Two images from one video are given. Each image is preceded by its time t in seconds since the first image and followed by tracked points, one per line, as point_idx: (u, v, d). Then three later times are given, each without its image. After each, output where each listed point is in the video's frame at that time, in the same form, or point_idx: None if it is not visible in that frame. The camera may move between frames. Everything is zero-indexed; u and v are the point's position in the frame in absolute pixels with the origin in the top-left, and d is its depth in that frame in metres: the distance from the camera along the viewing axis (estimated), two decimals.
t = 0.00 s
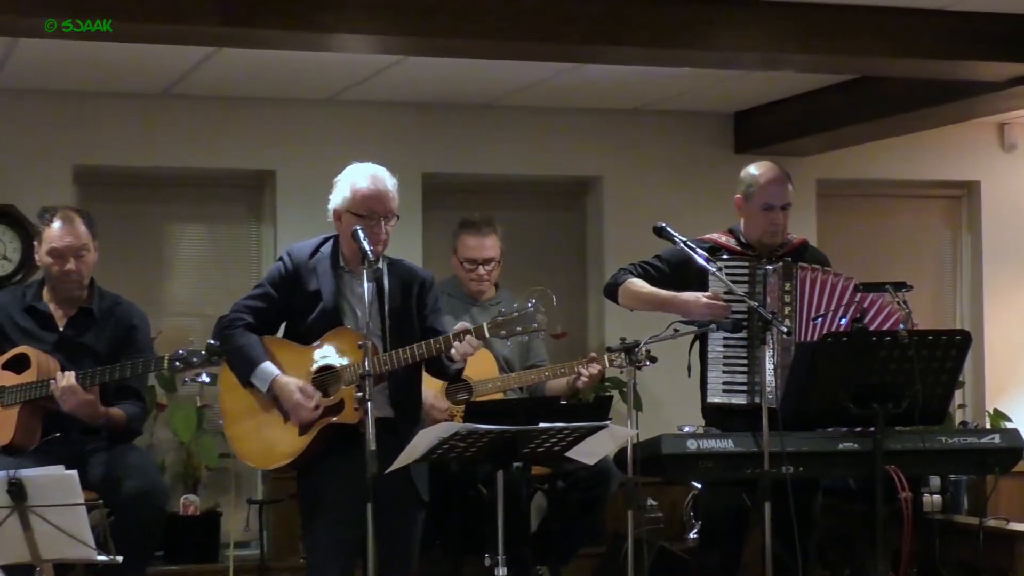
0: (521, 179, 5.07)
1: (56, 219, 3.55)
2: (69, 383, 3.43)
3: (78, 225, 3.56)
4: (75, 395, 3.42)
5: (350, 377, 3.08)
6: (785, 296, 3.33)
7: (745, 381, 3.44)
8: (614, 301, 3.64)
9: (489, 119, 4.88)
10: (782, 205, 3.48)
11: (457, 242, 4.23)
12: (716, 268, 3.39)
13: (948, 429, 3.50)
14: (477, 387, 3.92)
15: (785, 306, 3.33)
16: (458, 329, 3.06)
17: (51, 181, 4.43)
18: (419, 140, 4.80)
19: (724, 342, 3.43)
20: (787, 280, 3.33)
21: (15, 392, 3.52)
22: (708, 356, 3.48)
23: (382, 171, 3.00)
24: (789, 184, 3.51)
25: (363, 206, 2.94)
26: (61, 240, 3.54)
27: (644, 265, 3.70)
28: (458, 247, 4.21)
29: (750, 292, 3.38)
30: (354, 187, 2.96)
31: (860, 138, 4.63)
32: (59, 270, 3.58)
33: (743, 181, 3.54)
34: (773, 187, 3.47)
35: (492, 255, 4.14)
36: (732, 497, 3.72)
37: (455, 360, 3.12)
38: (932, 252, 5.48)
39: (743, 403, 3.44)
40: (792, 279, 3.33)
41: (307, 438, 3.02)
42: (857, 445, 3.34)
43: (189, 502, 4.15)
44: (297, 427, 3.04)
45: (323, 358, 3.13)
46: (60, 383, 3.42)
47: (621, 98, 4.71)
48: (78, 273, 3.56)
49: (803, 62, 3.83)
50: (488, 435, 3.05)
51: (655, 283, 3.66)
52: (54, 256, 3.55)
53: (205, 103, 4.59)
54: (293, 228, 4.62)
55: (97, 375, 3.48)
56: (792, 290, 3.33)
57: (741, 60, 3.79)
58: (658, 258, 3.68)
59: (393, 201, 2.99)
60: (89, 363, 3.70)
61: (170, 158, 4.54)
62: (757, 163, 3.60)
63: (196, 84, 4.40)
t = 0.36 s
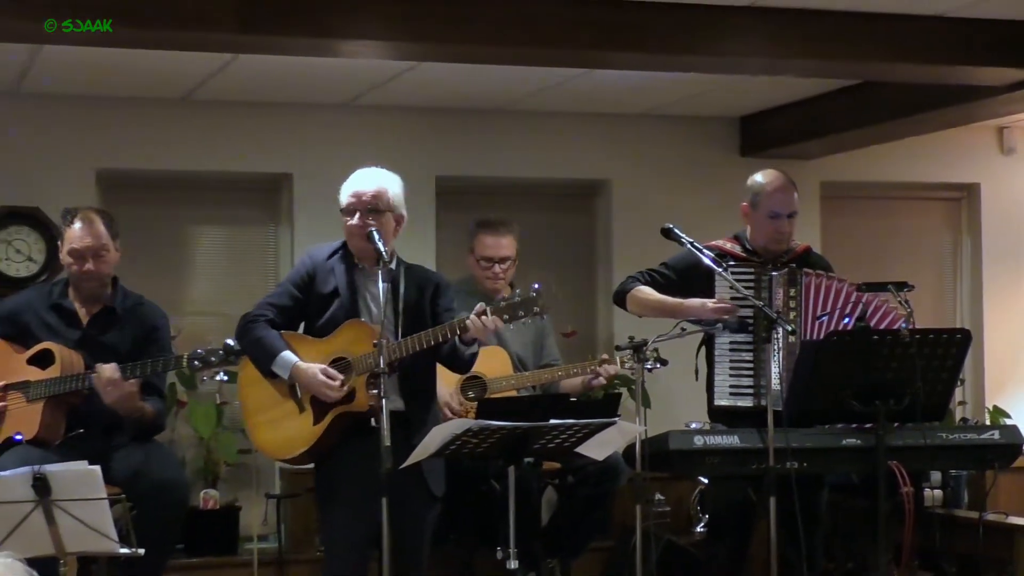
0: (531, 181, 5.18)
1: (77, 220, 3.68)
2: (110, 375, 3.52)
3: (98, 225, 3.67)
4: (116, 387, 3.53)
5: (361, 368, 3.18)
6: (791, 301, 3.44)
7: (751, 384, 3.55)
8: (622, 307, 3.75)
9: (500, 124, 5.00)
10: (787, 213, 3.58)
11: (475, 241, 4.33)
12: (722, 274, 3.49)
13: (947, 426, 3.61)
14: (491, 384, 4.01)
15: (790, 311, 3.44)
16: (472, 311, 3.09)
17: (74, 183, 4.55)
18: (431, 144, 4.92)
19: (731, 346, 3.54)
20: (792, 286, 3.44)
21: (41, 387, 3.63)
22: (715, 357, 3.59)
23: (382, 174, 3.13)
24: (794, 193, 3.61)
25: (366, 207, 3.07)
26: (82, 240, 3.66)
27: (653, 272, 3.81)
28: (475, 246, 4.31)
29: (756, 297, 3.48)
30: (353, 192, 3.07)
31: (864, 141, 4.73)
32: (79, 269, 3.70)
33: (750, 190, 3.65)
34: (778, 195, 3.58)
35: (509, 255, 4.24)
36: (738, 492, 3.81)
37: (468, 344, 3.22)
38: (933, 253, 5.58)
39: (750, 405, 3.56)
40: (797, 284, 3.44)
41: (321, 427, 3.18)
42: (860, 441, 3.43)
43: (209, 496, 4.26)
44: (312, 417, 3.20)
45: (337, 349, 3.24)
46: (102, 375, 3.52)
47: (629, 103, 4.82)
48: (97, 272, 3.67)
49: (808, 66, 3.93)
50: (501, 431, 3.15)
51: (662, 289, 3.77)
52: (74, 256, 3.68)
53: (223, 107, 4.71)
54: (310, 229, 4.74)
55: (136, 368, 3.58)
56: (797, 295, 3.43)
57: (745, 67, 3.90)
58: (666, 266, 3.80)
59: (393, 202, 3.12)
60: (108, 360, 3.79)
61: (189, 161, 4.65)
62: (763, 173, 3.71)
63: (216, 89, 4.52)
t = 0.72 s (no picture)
0: (545, 184, 5.30)
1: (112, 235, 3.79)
2: (155, 373, 3.62)
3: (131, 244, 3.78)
4: (160, 386, 3.62)
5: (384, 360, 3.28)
6: (800, 300, 3.54)
7: (761, 381, 3.66)
8: (636, 307, 3.86)
9: (514, 128, 5.12)
10: (796, 213, 3.68)
11: (499, 243, 4.44)
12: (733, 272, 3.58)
13: (954, 422, 3.73)
14: (510, 380, 4.09)
15: (799, 309, 3.54)
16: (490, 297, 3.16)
17: (102, 187, 4.68)
18: (447, 147, 5.04)
19: (742, 344, 3.64)
20: (801, 285, 3.54)
21: (72, 386, 3.76)
22: (726, 354, 3.69)
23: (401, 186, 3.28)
24: (802, 193, 3.71)
25: (387, 220, 3.23)
26: (114, 260, 3.78)
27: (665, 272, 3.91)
28: (499, 248, 4.42)
29: (766, 296, 3.57)
30: (371, 208, 3.24)
31: (872, 144, 4.83)
32: (112, 285, 3.84)
33: (760, 190, 3.75)
34: (788, 195, 3.68)
35: (532, 257, 4.36)
36: (748, 487, 3.92)
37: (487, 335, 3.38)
38: (939, 254, 5.68)
39: (760, 401, 3.66)
40: (806, 283, 3.54)
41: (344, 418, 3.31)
42: (869, 437, 3.55)
43: (234, 491, 4.40)
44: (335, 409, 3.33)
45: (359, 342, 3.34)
46: (149, 374, 3.61)
47: (641, 107, 4.93)
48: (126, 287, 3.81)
49: (817, 71, 4.04)
50: (519, 427, 3.27)
51: (675, 289, 3.87)
52: (107, 274, 3.81)
53: (245, 112, 4.84)
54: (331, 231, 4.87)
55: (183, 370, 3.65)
56: (806, 294, 3.54)
57: (754, 72, 4.01)
58: (677, 266, 3.90)
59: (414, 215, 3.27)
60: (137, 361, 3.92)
61: (213, 164, 4.78)
62: (772, 173, 3.79)
63: (239, 95, 4.64)
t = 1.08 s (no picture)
0: (560, 187, 5.42)
1: (142, 242, 3.89)
2: (181, 378, 3.70)
3: (160, 250, 3.89)
4: (184, 393, 3.69)
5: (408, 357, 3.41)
6: (808, 296, 3.65)
7: (771, 376, 3.78)
8: (648, 307, 3.97)
9: (528, 132, 5.25)
10: (802, 211, 3.80)
11: (517, 244, 4.56)
12: (743, 270, 3.70)
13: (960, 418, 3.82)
14: (527, 377, 4.22)
15: (808, 306, 3.65)
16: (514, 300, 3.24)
17: (130, 190, 4.83)
18: (463, 151, 5.18)
19: (752, 340, 3.76)
20: (809, 282, 3.64)
21: (103, 385, 3.87)
22: (737, 351, 3.81)
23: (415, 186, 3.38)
24: (807, 192, 3.83)
25: (402, 218, 3.32)
26: (143, 266, 3.91)
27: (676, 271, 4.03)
28: (518, 249, 4.53)
29: (775, 293, 3.68)
30: (387, 209, 3.35)
31: (880, 147, 4.93)
32: (144, 290, 3.97)
33: (765, 190, 3.87)
34: (794, 193, 3.80)
35: (549, 258, 4.47)
36: (759, 482, 4.02)
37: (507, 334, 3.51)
38: (946, 254, 5.77)
39: (770, 397, 3.77)
40: (814, 281, 3.64)
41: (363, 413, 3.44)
42: (876, 433, 3.65)
43: (257, 486, 4.53)
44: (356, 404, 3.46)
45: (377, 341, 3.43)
46: (175, 379, 3.69)
47: (653, 112, 5.04)
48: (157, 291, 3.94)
49: (824, 76, 4.16)
50: (534, 423, 3.36)
51: (685, 289, 3.98)
52: (138, 279, 3.94)
53: (267, 117, 4.98)
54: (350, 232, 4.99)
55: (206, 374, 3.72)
56: (814, 291, 3.65)
57: (763, 77, 4.12)
58: (688, 266, 4.01)
59: (429, 211, 3.36)
60: (169, 360, 4.05)
61: (237, 168, 4.94)
62: (777, 174, 3.91)
63: (262, 100, 4.78)
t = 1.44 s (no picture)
0: (564, 190, 5.55)
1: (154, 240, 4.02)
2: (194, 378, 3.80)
3: (171, 247, 4.02)
4: (198, 392, 3.80)
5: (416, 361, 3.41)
6: (805, 293, 3.77)
7: (769, 372, 3.90)
8: (648, 307, 4.09)
9: (532, 135, 5.38)
10: (796, 210, 3.92)
11: (523, 244, 4.68)
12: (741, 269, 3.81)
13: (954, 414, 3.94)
14: (532, 374, 4.33)
15: (805, 303, 3.77)
16: (528, 315, 3.29)
17: (144, 192, 4.96)
18: (469, 154, 5.30)
19: (750, 337, 3.89)
20: (806, 279, 3.77)
21: (118, 381, 3.99)
22: (736, 349, 3.94)
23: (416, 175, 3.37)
24: (801, 191, 3.93)
25: (401, 206, 3.33)
26: (155, 262, 4.03)
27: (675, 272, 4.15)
28: (524, 249, 4.65)
29: (773, 291, 3.80)
30: (387, 197, 3.35)
31: (876, 150, 5.04)
32: (157, 287, 4.10)
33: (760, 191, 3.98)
34: (787, 192, 3.90)
35: (554, 258, 4.59)
36: (758, 476, 4.12)
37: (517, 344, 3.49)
38: (941, 254, 5.89)
39: (769, 392, 3.89)
40: (811, 278, 3.77)
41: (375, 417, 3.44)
42: (872, 429, 3.76)
43: (269, 480, 4.65)
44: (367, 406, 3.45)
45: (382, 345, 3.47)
46: (189, 379, 3.79)
47: (654, 116, 5.16)
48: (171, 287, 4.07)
49: (820, 81, 4.27)
50: (540, 420, 3.45)
51: (685, 290, 4.10)
52: (151, 277, 4.07)
53: (277, 121, 5.12)
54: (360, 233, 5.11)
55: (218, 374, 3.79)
56: (810, 287, 3.77)
57: (761, 81, 4.23)
58: (688, 267, 4.12)
59: (429, 198, 3.36)
60: (183, 359, 4.15)
61: (249, 170, 5.07)
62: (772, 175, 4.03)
63: (272, 104, 4.91)
